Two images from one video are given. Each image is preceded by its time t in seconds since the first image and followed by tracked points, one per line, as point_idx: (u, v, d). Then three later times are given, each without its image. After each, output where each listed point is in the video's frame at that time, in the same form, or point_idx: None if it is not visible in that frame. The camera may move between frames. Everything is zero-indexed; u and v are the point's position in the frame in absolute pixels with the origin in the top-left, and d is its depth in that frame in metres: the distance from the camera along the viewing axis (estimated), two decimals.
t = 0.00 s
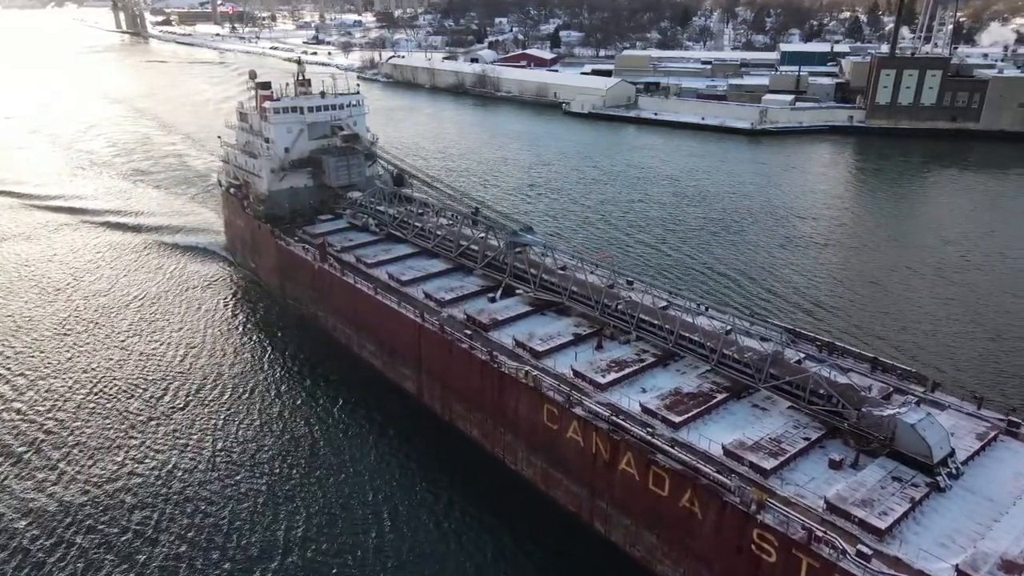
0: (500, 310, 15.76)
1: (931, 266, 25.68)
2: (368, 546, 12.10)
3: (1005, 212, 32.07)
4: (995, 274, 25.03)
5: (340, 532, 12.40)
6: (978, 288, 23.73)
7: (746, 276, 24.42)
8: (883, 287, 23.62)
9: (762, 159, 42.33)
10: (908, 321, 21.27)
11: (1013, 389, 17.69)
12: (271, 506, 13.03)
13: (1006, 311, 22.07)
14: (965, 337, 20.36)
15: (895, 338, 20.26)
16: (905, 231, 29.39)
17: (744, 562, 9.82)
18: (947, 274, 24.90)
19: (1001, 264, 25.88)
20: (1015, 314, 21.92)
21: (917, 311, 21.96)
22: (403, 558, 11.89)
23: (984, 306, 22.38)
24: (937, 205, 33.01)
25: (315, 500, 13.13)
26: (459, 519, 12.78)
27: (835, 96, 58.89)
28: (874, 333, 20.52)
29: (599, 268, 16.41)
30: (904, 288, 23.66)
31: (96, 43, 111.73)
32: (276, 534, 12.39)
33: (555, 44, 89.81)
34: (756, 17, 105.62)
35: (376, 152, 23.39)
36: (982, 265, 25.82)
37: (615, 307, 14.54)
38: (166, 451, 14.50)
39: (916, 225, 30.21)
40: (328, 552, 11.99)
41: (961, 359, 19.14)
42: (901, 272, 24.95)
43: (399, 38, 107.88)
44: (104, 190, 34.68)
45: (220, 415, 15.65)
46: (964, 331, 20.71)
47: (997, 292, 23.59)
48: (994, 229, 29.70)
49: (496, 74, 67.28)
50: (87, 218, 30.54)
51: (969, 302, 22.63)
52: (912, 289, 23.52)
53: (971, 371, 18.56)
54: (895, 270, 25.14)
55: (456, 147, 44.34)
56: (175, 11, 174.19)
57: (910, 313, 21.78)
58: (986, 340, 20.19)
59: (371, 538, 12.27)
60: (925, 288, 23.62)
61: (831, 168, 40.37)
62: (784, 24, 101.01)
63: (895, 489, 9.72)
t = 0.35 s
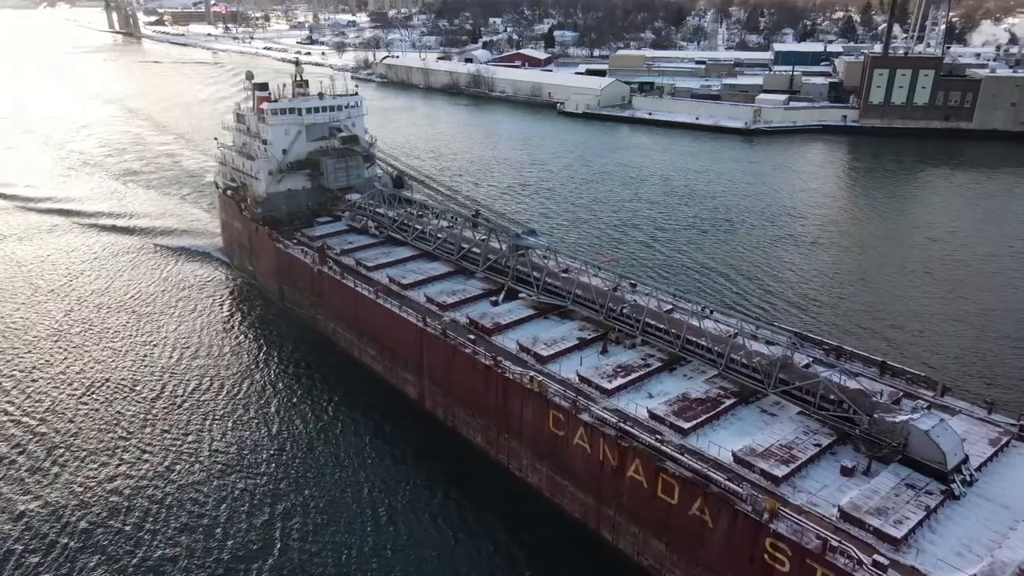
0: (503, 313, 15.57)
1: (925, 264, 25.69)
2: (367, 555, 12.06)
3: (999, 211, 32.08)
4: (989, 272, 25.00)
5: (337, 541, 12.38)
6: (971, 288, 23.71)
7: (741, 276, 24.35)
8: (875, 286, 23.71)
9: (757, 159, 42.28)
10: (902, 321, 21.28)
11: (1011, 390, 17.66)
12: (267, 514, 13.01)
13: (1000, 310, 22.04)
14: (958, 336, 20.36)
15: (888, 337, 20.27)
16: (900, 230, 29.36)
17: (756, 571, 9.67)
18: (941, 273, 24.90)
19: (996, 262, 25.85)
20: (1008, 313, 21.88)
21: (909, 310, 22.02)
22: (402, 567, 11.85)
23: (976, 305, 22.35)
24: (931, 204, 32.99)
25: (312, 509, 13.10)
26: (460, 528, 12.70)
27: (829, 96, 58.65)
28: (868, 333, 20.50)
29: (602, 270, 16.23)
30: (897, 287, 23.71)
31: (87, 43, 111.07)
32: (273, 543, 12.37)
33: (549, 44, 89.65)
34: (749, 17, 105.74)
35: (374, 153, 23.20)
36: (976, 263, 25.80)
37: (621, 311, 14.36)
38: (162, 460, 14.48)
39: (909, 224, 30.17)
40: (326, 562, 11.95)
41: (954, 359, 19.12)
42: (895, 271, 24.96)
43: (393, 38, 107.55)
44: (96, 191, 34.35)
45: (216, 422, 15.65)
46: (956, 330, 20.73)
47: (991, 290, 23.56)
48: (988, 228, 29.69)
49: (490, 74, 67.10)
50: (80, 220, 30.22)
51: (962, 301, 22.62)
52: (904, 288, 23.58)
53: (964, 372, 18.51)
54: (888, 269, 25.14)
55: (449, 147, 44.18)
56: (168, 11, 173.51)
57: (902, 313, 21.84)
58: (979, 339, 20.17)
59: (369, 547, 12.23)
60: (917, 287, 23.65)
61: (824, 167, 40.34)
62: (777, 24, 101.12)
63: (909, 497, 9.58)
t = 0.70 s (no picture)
0: (506, 317, 15.39)
1: (917, 263, 25.69)
2: (364, 559, 11.94)
3: (992, 209, 32.07)
4: (982, 271, 24.96)
5: (333, 543, 12.27)
6: (965, 287, 23.67)
7: (736, 275, 24.27)
8: (867, 283, 23.73)
9: (751, 158, 42.22)
10: (895, 319, 21.25)
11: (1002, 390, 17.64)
12: (261, 516, 12.89)
13: (991, 309, 22.03)
14: (950, 335, 20.33)
15: (882, 336, 20.23)
16: (893, 229, 29.31)
17: None
18: (934, 272, 24.88)
19: (989, 261, 25.81)
20: (1001, 311, 21.85)
21: (901, 308, 22.02)
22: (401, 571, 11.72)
23: (968, 304, 22.33)
24: (924, 203, 32.95)
25: (308, 511, 12.98)
26: (461, 534, 12.55)
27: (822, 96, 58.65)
28: (861, 333, 20.44)
29: (606, 273, 16.07)
30: (889, 285, 23.70)
31: (79, 43, 110.37)
32: (267, 545, 12.26)
33: (543, 44, 89.52)
34: (742, 17, 105.82)
35: (372, 155, 22.99)
36: (969, 261, 25.77)
37: (626, 315, 14.21)
38: (156, 462, 14.36)
39: (901, 223, 30.15)
40: (322, 565, 11.83)
41: (947, 358, 19.07)
42: (888, 270, 24.94)
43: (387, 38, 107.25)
44: (89, 192, 34.05)
45: (211, 424, 15.54)
46: (948, 329, 20.70)
47: (983, 288, 23.53)
48: (981, 227, 29.68)
49: (484, 74, 66.92)
50: (73, 222, 29.95)
51: (954, 300, 22.60)
52: (897, 286, 23.57)
53: (956, 372, 18.44)
54: (881, 268, 25.11)
55: (443, 147, 44.02)
56: (160, 11, 172.75)
57: (894, 311, 21.83)
58: (972, 339, 20.14)
59: (367, 551, 12.10)
60: (909, 285, 23.65)
61: (818, 167, 40.30)
62: (771, 23, 101.21)
63: (924, 505, 9.44)
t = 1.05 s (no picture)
0: (509, 321, 15.22)
1: (910, 262, 25.61)
2: (362, 563, 11.81)
3: (984, 208, 32.03)
4: (976, 270, 24.91)
5: (325, 545, 12.20)
6: (958, 285, 23.59)
7: (730, 273, 24.22)
8: (862, 282, 23.62)
9: (745, 158, 42.16)
10: (890, 318, 21.17)
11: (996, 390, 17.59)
12: (253, 518, 12.83)
13: (986, 308, 21.94)
14: (946, 335, 20.26)
15: (877, 335, 20.16)
16: (885, 228, 29.28)
17: None
18: (927, 271, 24.80)
19: (982, 260, 25.75)
20: (995, 311, 21.78)
21: (896, 307, 21.95)
22: (395, 573, 11.65)
23: (963, 303, 22.25)
24: (918, 203, 32.91)
25: (300, 513, 12.92)
26: (460, 539, 12.42)
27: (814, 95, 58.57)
28: (855, 332, 20.39)
29: (609, 276, 15.94)
30: (883, 284, 23.62)
31: (70, 43, 109.78)
32: (259, 546, 12.20)
33: (537, 44, 89.36)
34: (736, 17, 105.83)
35: (370, 156, 22.79)
36: (962, 260, 25.74)
37: (631, 320, 14.06)
38: (147, 463, 14.28)
39: (893, 222, 30.13)
40: (313, 567, 11.77)
41: (943, 358, 19.01)
42: (883, 269, 24.82)
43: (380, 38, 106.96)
44: (81, 194, 33.77)
45: (202, 425, 15.47)
46: (944, 328, 20.65)
47: (977, 287, 23.47)
48: (974, 225, 29.61)
49: (478, 74, 66.75)
50: (66, 224, 29.69)
51: (948, 298, 22.53)
52: (891, 285, 23.48)
53: (952, 372, 18.34)
54: (875, 267, 25.01)
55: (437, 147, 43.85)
56: (152, 11, 172.05)
57: (883, 308, 21.82)
58: (968, 338, 20.08)
59: (362, 553, 12.02)
60: (903, 284, 23.56)
61: (812, 166, 40.26)
62: (764, 23, 101.25)
63: (938, 513, 9.30)
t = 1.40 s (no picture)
0: (512, 325, 15.05)
1: (903, 260, 25.55)
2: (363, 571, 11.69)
3: (975, 207, 32.01)
4: (969, 269, 24.87)
5: (315, 547, 12.19)
6: (950, 284, 23.53)
7: (725, 273, 24.13)
8: (854, 281, 23.54)
9: (739, 157, 42.10)
10: (886, 317, 21.09)
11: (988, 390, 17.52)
12: (243, 520, 12.82)
13: (980, 307, 21.90)
14: (943, 334, 20.19)
15: (874, 334, 20.06)
16: (877, 227, 29.26)
17: None
18: (921, 269, 24.75)
19: (976, 258, 25.71)
20: (991, 310, 21.72)
21: (885, 306, 21.89)
22: None
23: (957, 302, 22.19)
24: (911, 202, 32.88)
25: (291, 515, 12.90)
26: (460, 545, 12.31)
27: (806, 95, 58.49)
28: (852, 331, 20.28)
29: (611, 280, 15.80)
30: (873, 282, 23.54)
31: (61, 43, 109.10)
32: (249, 549, 12.17)
33: (530, 44, 89.19)
34: (728, 17, 105.94)
35: (369, 158, 22.59)
36: (954, 259, 25.70)
37: (635, 323, 13.91)
38: (137, 464, 14.24)
39: (884, 221, 30.10)
40: (304, 570, 11.76)
41: (941, 358, 18.91)
42: (877, 268, 24.72)
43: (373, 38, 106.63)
44: (71, 195, 33.44)
45: (193, 426, 15.42)
46: (940, 328, 20.58)
47: (971, 286, 23.42)
48: (966, 224, 29.58)
49: (471, 74, 66.57)
50: (56, 226, 29.40)
51: (943, 297, 22.46)
52: (883, 284, 23.38)
53: (947, 372, 18.25)
54: (869, 266, 24.91)
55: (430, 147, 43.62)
56: (144, 11, 171.23)
57: (870, 306, 21.82)
58: (964, 337, 20.01)
59: (354, 557, 11.99)
60: (897, 283, 23.48)
61: (806, 165, 40.23)
62: (757, 24, 101.32)
63: (953, 521, 9.18)
